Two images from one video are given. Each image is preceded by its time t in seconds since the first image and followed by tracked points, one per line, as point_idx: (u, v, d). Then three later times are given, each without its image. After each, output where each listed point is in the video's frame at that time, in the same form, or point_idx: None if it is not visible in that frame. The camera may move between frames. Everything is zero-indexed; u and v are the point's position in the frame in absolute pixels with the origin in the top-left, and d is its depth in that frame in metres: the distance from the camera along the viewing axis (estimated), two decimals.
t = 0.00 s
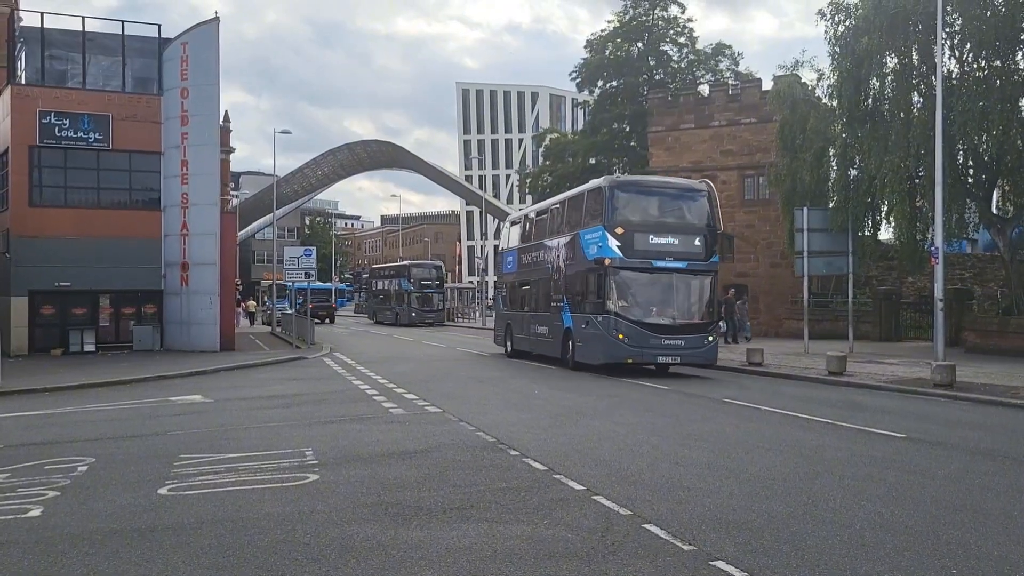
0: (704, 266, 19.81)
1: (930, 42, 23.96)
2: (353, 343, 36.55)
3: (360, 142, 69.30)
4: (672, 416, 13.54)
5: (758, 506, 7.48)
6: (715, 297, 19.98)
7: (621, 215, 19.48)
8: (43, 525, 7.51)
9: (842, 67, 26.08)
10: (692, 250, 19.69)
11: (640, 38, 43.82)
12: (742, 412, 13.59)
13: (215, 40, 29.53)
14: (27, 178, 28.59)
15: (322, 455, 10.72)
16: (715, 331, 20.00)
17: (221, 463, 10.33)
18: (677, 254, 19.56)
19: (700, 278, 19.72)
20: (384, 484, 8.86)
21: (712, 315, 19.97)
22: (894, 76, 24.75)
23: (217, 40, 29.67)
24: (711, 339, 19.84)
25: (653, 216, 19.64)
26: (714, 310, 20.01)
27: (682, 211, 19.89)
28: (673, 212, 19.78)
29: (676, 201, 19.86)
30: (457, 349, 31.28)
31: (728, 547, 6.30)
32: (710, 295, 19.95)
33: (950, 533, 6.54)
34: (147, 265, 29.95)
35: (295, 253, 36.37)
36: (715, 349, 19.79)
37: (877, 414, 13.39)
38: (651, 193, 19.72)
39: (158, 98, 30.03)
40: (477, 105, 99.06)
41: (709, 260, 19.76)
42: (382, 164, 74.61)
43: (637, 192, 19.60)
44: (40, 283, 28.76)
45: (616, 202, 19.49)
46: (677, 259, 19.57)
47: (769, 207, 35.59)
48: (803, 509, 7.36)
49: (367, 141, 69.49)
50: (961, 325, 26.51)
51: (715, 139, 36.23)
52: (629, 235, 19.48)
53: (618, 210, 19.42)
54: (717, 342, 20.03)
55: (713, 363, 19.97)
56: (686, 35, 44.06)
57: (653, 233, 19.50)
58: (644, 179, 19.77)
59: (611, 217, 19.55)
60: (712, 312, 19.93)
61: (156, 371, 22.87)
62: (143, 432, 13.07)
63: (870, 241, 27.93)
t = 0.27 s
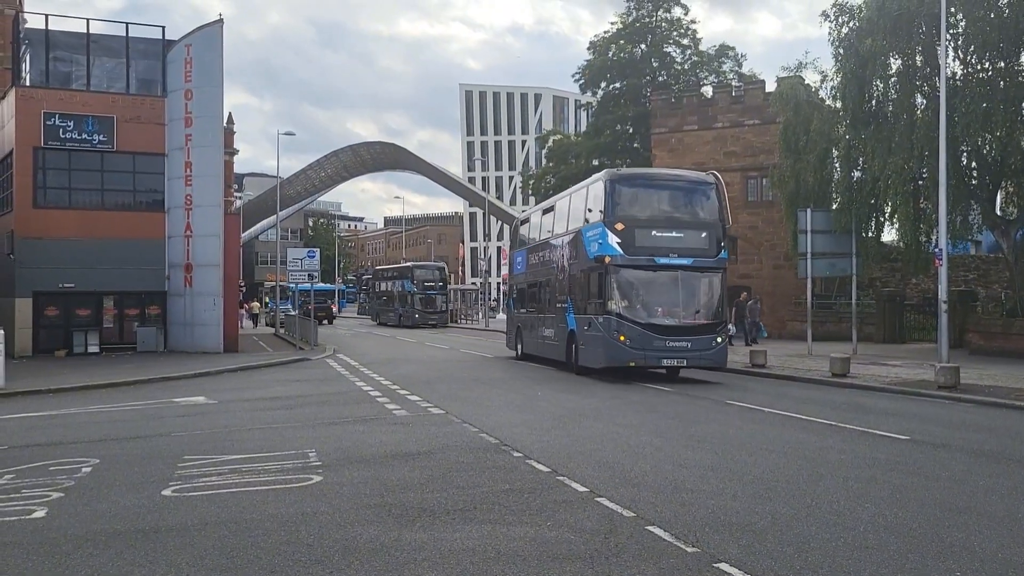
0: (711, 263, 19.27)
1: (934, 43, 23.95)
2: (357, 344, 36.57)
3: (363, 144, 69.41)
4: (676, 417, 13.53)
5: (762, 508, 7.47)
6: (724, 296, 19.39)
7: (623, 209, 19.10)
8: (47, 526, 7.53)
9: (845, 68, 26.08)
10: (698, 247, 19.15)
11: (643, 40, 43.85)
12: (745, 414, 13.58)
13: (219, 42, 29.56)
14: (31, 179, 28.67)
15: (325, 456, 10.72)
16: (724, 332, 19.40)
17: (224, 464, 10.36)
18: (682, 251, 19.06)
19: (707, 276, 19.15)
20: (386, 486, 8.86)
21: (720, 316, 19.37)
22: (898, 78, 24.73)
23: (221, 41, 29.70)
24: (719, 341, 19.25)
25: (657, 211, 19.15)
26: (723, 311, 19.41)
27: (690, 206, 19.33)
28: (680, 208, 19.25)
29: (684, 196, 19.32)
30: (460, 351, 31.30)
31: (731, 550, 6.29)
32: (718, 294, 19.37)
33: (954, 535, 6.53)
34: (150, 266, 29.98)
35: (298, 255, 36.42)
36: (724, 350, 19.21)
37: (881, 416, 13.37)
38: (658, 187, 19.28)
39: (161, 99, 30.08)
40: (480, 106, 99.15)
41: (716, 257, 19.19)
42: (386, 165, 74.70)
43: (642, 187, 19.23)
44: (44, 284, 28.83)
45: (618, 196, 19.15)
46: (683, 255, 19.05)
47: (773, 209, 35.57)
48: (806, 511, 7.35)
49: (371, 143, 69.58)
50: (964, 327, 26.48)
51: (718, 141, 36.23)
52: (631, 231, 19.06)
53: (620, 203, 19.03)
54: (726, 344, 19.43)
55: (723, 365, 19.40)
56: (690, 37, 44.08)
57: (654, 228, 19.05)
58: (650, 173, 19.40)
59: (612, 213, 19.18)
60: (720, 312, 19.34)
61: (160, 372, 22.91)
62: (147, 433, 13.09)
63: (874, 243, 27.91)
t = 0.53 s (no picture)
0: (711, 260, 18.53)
1: (936, 45, 23.96)
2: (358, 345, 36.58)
3: (365, 144, 69.46)
4: (678, 418, 13.51)
5: (763, 508, 7.48)
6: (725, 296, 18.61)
7: (619, 201, 18.41)
8: (49, 525, 7.54)
9: (847, 69, 26.07)
10: (697, 243, 18.42)
11: (645, 41, 43.86)
12: (747, 415, 13.57)
13: (221, 42, 29.57)
14: (33, 179, 28.72)
15: (326, 456, 10.73)
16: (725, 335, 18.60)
17: (226, 464, 10.37)
18: (679, 248, 18.34)
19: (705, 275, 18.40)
20: (388, 486, 8.88)
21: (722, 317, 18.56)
22: (899, 79, 24.72)
23: (223, 41, 29.72)
24: (719, 344, 18.43)
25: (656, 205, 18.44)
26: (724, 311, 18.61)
27: (692, 201, 18.60)
28: (680, 201, 18.52)
29: (687, 189, 18.60)
30: (462, 351, 31.28)
31: (732, 550, 6.30)
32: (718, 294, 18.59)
33: (955, 536, 6.53)
34: (152, 266, 30.01)
35: (300, 255, 36.44)
36: (724, 354, 18.45)
37: (882, 417, 13.36)
38: (656, 180, 18.58)
39: (163, 99, 30.11)
40: (482, 107, 99.18)
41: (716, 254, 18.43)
42: (387, 166, 74.74)
43: (641, 178, 18.59)
44: (45, 284, 28.86)
45: (615, 188, 18.49)
46: (680, 252, 18.33)
47: (774, 210, 35.56)
48: (807, 512, 7.35)
49: (372, 143, 69.62)
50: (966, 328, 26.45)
51: (720, 142, 36.24)
52: (626, 226, 18.35)
53: (617, 195, 18.34)
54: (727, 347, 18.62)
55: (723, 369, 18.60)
56: (691, 37, 44.08)
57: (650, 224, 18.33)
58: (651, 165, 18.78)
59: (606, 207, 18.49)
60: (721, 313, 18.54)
61: (162, 372, 22.94)
62: (148, 433, 13.09)
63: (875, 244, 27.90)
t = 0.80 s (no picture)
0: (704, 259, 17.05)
1: (935, 45, 23.95)
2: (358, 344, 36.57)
3: (365, 143, 69.43)
4: (677, 417, 13.49)
5: (762, 507, 7.47)
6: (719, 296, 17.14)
7: (606, 193, 16.98)
8: (46, 523, 7.53)
9: (847, 69, 26.07)
10: (689, 241, 16.95)
11: (645, 40, 43.86)
12: (746, 414, 13.57)
13: (221, 41, 29.52)
14: (32, 177, 28.69)
15: (325, 455, 10.72)
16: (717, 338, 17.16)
17: (224, 462, 10.36)
18: (669, 245, 16.90)
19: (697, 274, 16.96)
20: (387, 484, 8.87)
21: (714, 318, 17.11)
22: (899, 79, 24.71)
23: (223, 40, 29.67)
24: (711, 347, 17.02)
25: (646, 199, 16.97)
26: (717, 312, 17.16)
27: (684, 194, 17.12)
28: (672, 196, 17.05)
29: (680, 183, 17.12)
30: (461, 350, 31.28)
31: (731, 549, 6.29)
32: (711, 294, 17.12)
33: (954, 536, 6.53)
34: (150, 265, 30.00)
35: (299, 254, 36.38)
36: (716, 358, 16.99)
37: (881, 416, 13.36)
38: (645, 170, 17.10)
39: (162, 97, 30.07)
40: (482, 107, 99.14)
41: (708, 252, 16.95)
42: (387, 165, 74.72)
43: (632, 170, 17.12)
44: (44, 282, 28.84)
45: (601, 179, 17.02)
46: (669, 250, 16.89)
47: (774, 210, 35.55)
48: (806, 511, 7.35)
49: (372, 142, 69.59)
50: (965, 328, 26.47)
51: (720, 142, 36.25)
52: (611, 221, 16.90)
53: (603, 186, 16.91)
54: (719, 350, 17.19)
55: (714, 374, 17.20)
56: (691, 37, 44.08)
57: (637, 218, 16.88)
58: (644, 156, 17.30)
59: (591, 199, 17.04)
60: (713, 314, 17.10)
61: (160, 371, 22.92)
62: (147, 431, 13.08)
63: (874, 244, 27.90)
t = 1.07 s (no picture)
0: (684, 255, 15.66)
1: (932, 46, 23.98)
2: (354, 342, 36.55)
3: (362, 142, 69.36)
4: (674, 417, 13.49)
5: (759, 507, 7.48)
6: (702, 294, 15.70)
7: (579, 184, 15.65)
8: (42, 521, 7.51)
9: (844, 70, 26.11)
10: (667, 235, 15.60)
11: (643, 40, 43.87)
12: (742, 414, 13.59)
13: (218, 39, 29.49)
14: (28, 175, 28.59)
15: (321, 454, 10.71)
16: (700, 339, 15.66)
17: (220, 461, 10.32)
18: (644, 240, 15.57)
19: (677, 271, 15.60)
20: (383, 483, 8.86)
21: (696, 318, 15.65)
22: (896, 80, 24.74)
23: (220, 38, 29.64)
24: (691, 349, 15.56)
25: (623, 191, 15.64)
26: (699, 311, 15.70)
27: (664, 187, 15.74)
28: (651, 188, 15.67)
29: (660, 173, 15.74)
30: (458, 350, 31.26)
31: (727, 548, 6.29)
32: (692, 291, 15.67)
33: (949, 535, 6.55)
34: (146, 263, 29.97)
35: (296, 252, 36.33)
36: (696, 362, 15.52)
37: (877, 417, 13.38)
38: (620, 163, 15.81)
39: (159, 95, 30.01)
40: (479, 106, 99.08)
41: (689, 248, 15.57)
42: (384, 164, 74.65)
43: (608, 160, 15.81)
44: (40, 280, 28.76)
45: (574, 170, 15.76)
46: (644, 245, 15.56)
47: (771, 210, 35.59)
48: (802, 510, 7.37)
49: (369, 141, 69.52)
50: (960, 329, 26.51)
51: (717, 142, 36.28)
52: (584, 215, 15.61)
53: (575, 178, 15.64)
54: (701, 353, 15.68)
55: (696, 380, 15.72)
56: (689, 37, 44.09)
57: (611, 213, 15.57)
58: (623, 145, 15.97)
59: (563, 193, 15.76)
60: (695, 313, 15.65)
61: (157, 369, 22.86)
62: (142, 429, 13.05)
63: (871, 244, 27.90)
